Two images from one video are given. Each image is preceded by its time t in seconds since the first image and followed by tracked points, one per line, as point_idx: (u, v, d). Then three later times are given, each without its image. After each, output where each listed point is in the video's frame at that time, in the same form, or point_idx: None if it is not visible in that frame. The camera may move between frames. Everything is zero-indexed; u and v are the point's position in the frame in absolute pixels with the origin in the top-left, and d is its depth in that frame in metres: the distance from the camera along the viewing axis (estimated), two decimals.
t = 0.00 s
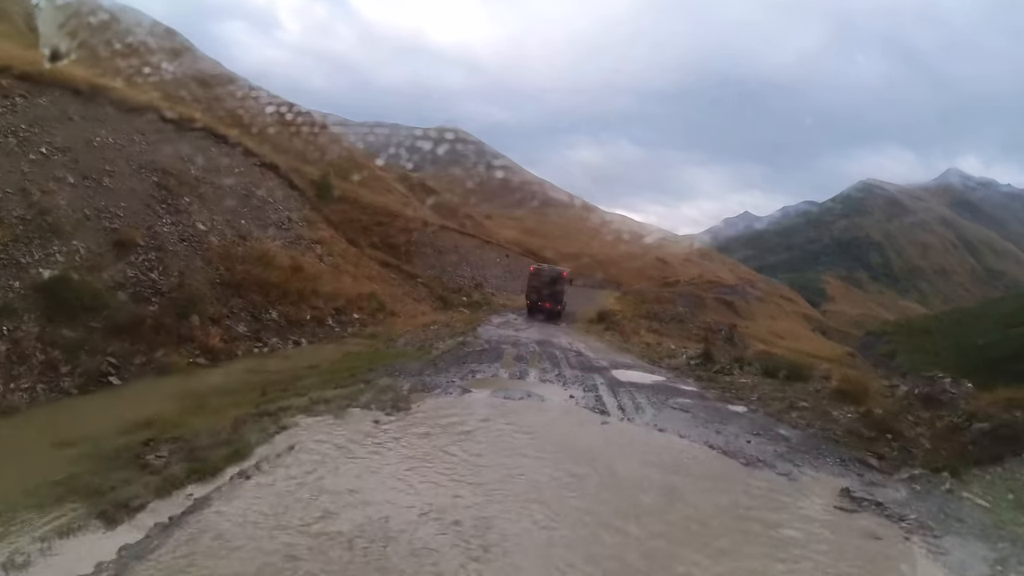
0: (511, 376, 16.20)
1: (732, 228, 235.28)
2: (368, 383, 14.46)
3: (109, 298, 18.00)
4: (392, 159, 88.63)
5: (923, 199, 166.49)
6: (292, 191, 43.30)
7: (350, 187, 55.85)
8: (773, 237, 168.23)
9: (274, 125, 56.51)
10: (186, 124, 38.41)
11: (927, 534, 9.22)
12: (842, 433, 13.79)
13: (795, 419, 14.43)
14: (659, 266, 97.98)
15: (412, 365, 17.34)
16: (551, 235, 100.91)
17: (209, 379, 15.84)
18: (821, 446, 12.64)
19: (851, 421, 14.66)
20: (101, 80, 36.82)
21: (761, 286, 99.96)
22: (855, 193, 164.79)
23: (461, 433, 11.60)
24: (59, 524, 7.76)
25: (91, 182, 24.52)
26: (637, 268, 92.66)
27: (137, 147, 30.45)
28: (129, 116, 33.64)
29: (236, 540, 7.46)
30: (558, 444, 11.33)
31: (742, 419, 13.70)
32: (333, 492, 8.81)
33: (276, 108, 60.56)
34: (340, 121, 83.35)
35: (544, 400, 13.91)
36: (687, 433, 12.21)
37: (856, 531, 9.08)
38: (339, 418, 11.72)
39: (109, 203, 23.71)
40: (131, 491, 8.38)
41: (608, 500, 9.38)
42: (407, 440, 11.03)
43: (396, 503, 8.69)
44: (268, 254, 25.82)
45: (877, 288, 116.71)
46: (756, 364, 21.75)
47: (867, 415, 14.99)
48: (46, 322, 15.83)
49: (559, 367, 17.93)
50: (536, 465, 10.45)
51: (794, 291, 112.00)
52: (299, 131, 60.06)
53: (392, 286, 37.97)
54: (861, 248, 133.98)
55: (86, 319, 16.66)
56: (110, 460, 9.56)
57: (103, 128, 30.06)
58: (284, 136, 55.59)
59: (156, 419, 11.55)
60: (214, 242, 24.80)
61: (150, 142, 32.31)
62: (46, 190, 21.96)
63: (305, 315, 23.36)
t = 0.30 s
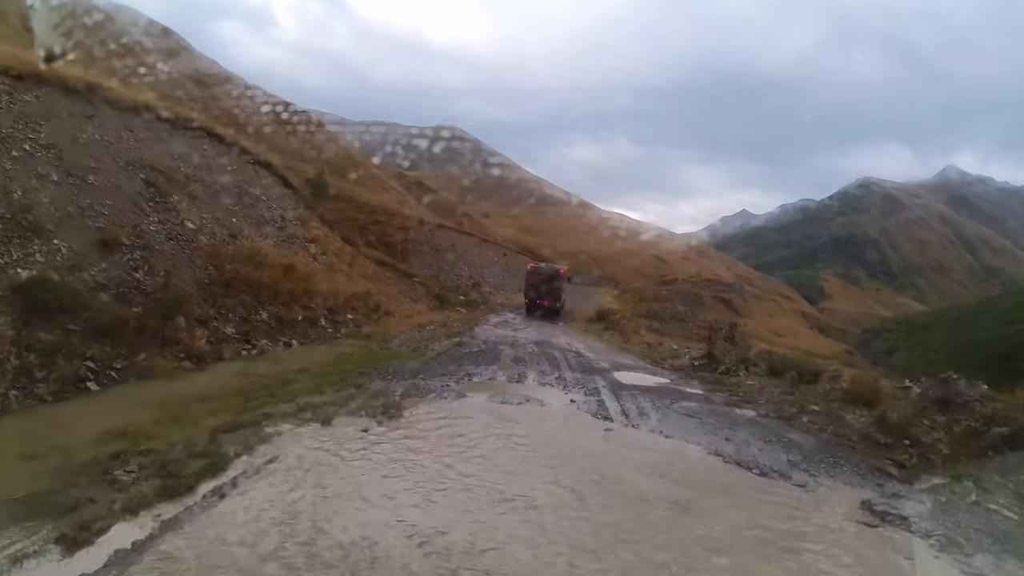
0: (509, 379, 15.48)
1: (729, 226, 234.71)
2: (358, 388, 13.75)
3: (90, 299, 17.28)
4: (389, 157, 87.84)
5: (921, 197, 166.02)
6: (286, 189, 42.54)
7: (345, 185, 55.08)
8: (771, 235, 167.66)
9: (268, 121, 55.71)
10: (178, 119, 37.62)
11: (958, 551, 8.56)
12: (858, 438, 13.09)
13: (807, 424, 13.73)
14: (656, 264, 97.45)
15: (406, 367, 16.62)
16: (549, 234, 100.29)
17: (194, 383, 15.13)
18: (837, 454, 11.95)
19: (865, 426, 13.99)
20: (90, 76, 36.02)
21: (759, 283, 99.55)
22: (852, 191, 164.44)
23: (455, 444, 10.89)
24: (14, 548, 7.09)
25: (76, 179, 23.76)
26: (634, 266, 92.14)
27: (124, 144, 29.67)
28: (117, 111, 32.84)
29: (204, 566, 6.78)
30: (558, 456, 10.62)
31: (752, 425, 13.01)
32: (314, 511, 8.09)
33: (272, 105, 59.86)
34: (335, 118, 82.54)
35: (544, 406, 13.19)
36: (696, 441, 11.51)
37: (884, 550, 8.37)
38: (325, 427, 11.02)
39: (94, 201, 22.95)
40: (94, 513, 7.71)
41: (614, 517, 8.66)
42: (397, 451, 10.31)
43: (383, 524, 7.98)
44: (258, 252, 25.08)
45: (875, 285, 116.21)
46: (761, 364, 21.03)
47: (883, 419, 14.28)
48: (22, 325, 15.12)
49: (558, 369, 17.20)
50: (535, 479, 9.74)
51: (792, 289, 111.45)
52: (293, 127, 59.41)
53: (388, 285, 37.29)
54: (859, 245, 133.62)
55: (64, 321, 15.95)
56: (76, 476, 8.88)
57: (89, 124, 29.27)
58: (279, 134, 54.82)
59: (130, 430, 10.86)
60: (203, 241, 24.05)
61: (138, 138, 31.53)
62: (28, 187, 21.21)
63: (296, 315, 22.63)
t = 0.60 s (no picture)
0: (507, 379, 14.73)
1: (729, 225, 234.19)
2: (346, 389, 12.97)
3: (70, 296, 16.55)
4: (386, 158, 87.15)
5: (920, 196, 165.43)
6: (282, 185, 41.75)
7: (342, 182, 54.35)
8: (771, 235, 167.03)
9: (262, 120, 54.95)
10: (170, 112, 36.82)
11: (997, 565, 7.80)
12: (877, 442, 12.33)
13: (824, 427, 12.95)
14: (656, 263, 96.80)
15: (398, 366, 15.81)
16: (547, 232, 99.58)
17: (176, 384, 14.35)
18: (857, 459, 11.17)
19: (884, 428, 13.23)
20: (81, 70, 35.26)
21: (758, 282, 99.00)
22: (852, 191, 163.89)
23: (449, 451, 10.09)
24: None
25: (60, 172, 22.99)
26: (634, 265, 91.47)
27: (113, 138, 28.88)
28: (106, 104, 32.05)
29: None
30: (559, 465, 9.83)
31: (765, 427, 12.26)
32: (287, 531, 7.30)
33: (267, 102, 59.08)
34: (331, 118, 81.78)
35: (545, 408, 12.39)
36: (708, 446, 10.76)
37: (920, 567, 7.55)
38: (310, 431, 10.29)
39: (78, 195, 22.18)
40: (46, 530, 7.00)
41: (620, 532, 7.91)
42: (385, 460, 9.51)
43: (365, 543, 7.20)
44: (249, 247, 24.30)
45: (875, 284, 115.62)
46: (769, 363, 20.29)
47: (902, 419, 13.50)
48: None
49: (558, 369, 16.37)
50: (534, 492, 8.94)
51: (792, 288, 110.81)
52: (289, 124, 58.63)
53: (385, 283, 36.54)
54: (858, 245, 133.04)
55: (41, 319, 15.21)
56: (34, 485, 8.16)
57: (77, 116, 28.49)
58: (273, 133, 54.06)
59: (100, 435, 10.13)
60: (191, 236, 23.29)
61: (128, 131, 30.75)
62: (9, 179, 20.43)
63: (287, 313, 21.85)
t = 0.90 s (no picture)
0: (505, 377, 14.00)
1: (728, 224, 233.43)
2: (333, 389, 12.25)
3: (45, 289, 15.84)
4: (383, 157, 86.40)
5: (919, 195, 164.85)
6: (276, 179, 40.97)
7: (337, 177, 53.58)
8: (769, 234, 166.43)
9: (257, 118, 54.22)
10: (161, 104, 36.08)
11: None
12: (895, 446, 11.63)
13: (838, 430, 12.24)
14: (655, 261, 96.13)
15: (390, 363, 15.07)
16: (546, 230, 98.82)
17: (154, 382, 13.61)
18: (876, 465, 10.46)
19: (902, 431, 12.50)
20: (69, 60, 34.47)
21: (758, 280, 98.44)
22: (851, 190, 163.28)
23: (440, 458, 9.37)
24: None
25: (43, 161, 22.23)
26: (633, 263, 90.79)
27: (100, 128, 28.10)
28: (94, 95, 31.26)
29: None
30: (558, 473, 9.11)
31: (778, 430, 11.54)
32: (256, 548, 6.62)
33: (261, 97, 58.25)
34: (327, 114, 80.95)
35: (544, 409, 11.67)
36: (719, 451, 10.03)
37: None
38: (290, 434, 9.59)
39: (61, 185, 21.43)
40: None
41: (624, 547, 7.23)
42: (370, 467, 8.80)
43: (341, 563, 6.49)
44: (238, 240, 23.54)
45: (874, 282, 115.07)
46: (776, 361, 19.55)
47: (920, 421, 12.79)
48: None
49: (557, 367, 15.64)
50: (531, 502, 8.23)
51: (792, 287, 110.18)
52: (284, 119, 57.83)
53: (380, 278, 35.78)
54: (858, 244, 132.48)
55: (14, 313, 14.50)
56: None
57: (63, 106, 27.71)
58: (268, 128, 53.28)
59: (64, 438, 9.44)
60: (177, 228, 22.54)
61: (116, 121, 29.96)
62: None
63: (277, 309, 21.10)
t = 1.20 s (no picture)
0: (500, 379, 13.34)
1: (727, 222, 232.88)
2: (318, 392, 11.58)
3: (21, 286, 15.20)
4: (380, 153, 85.74)
5: (918, 193, 164.28)
6: (271, 174, 40.27)
7: (333, 172, 52.82)
8: (768, 233, 165.80)
9: (254, 106, 53.48)
10: (152, 96, 35.37)
11: None
12: (913, 454, 10.98)
13: (852, 438, 11.59)
14: (654, 258, 95.48)
15: (380, 364, 14.39)
16: (544, 226, 98.12)
17: (132, 384, 12.94)
18: (896, 476, 9.80)
19: (919, 437, 11.86)
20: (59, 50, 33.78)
21: (757, 278, 97.86)
22: (850, 187, 162.74)
23: (429, 469, 8.70)
24: None
25: (25, 153, 21.56)
26: (631, 261, 90.16)
27: (87, 120, 27.39)
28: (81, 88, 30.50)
29: None
30: (555, 488, 8.44)
31: (789, 436, 10.89)
32: None
33: (257, 90, 57.42)
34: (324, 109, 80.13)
35: (542, 413, 10.99)
36: (728, 460, 9.40)
37: None
38: (267, 443, 8.97)
39: (43, 178, 20.76)
40: None
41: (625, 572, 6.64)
42: (351, 481, 8.13)
43: None
44: (227, 235, 22.86)
45: (874, 280, 114.50)
46: (781, 361, 18.89)
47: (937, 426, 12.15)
48: None
49: (556, 368, 14.96)
50: (526, 522, 7.56)
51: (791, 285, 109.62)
52: (279, 113, 57.01)
53: (375, 275, 35.09)
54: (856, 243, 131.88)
55: None
56: None
57: (48, 98, 27.00)
58: (264, 120, 52.56)
59: (23, 446, 8.83)
60: (164, 223, 21.85)
61: (104, 113, 29.24)
62: None
63: (267, 306, 20.42)
